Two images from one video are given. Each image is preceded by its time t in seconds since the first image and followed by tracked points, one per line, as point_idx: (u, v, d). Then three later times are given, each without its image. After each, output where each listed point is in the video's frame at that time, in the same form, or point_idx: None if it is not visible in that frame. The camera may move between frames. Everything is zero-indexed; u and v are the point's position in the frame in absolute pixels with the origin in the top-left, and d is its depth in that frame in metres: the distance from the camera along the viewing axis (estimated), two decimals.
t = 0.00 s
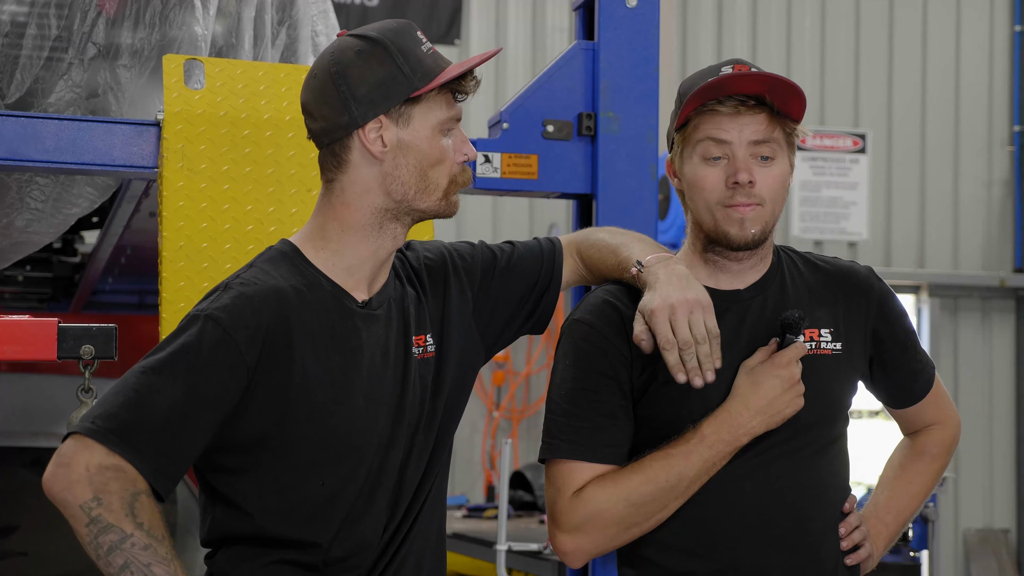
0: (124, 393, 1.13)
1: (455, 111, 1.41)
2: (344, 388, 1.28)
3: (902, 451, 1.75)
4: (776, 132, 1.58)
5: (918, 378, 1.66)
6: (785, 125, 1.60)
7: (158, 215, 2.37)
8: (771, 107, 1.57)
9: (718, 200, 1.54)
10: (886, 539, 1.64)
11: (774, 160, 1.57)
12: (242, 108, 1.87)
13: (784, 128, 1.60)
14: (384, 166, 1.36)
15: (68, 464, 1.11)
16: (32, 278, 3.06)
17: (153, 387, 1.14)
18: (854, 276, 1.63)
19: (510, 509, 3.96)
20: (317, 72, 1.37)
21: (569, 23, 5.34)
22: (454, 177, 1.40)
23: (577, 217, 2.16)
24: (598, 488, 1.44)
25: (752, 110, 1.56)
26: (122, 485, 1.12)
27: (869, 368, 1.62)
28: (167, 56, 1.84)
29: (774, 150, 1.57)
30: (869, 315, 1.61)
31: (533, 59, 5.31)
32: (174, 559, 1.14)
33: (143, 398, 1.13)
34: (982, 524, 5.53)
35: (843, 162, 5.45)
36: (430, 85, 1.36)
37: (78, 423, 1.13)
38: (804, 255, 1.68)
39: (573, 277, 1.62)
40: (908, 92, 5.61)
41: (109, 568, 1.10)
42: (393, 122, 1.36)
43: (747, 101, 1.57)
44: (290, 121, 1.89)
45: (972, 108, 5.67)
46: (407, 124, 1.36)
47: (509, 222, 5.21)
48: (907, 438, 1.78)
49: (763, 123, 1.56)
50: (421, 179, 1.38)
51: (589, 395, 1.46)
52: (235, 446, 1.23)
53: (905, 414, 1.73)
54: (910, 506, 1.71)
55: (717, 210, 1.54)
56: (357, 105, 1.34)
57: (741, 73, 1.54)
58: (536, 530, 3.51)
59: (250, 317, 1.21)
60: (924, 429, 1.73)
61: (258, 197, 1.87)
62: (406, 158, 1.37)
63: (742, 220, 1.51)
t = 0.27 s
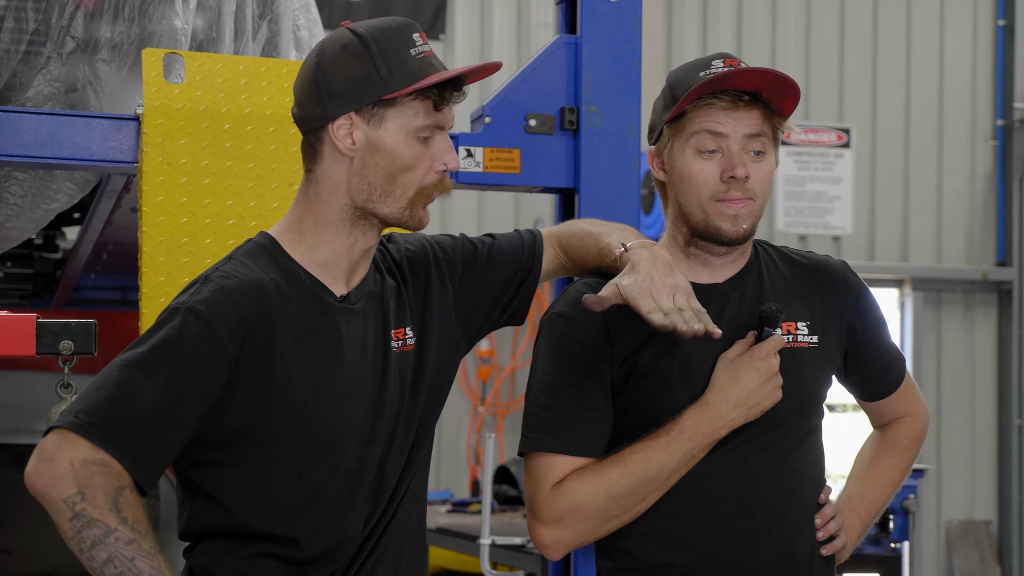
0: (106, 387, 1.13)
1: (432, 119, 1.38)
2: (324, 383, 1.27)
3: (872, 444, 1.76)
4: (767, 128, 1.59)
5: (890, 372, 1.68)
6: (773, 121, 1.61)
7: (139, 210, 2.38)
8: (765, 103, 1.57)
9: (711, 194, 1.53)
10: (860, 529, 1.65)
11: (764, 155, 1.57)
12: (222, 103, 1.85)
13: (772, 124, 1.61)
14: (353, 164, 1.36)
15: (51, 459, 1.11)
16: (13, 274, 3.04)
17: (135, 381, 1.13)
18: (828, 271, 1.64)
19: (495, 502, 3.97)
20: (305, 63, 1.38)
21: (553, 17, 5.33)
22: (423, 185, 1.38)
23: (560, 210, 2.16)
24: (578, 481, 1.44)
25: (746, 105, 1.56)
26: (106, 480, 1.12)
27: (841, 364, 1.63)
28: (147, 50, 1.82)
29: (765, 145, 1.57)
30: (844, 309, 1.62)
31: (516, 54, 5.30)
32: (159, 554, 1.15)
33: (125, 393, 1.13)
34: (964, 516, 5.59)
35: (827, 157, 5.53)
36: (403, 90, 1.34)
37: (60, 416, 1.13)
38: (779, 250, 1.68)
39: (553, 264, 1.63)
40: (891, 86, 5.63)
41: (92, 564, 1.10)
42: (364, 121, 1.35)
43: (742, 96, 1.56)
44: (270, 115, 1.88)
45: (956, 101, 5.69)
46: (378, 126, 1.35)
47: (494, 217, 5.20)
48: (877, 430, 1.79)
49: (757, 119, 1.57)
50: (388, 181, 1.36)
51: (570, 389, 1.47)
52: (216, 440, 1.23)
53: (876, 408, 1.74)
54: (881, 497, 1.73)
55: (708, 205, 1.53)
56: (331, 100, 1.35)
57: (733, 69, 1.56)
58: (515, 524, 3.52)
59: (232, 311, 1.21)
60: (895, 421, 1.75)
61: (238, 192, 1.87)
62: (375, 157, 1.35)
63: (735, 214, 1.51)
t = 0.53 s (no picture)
0: (66, 385, 1.12)
1: (397, 106, 1.40)
2: (285, 384, 1.27)
3: (827, 441, 1.80)
4: (724, 124, 1.60)
5: (844, 369, 1.71)
6: (730, 117, 1.63)
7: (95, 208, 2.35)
8: (722, 100, 1.59)
9: (673, 192, 1.54)
10: (813, 526, 1.69)
11: (722, 151, 1.59)
12: (178, 100, 1.84)
13: (729, 120, 1.63)
14: (329, 162, 1.35)
15: (7, 459, 1.10)
16: None
17: (95, 381, 1.13)
18: (785, 269, 1.67)
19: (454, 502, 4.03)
20: (256, 68, 1.36)
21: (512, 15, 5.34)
22: (398, 171, 1.39)
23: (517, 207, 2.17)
24: (534, 479, 1.46)
25: (705, 103, 1.58)
26: (62, 481, 1.11)
27: (797, 360, 1.66)
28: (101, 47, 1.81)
29: (723, 142, 1.59)
30: (798, 307, 1.65)
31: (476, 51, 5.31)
32: (115, 556, 1.14)
33: (85, 392, 1.12)
34: (922, 513, 5.70)
35: (786, 155, 5.61)
36: (370, 82, 1.35)
37: (19, 415, 1.12)
38: (735, 247, 1.71)
39: (512, 265, 1.63)
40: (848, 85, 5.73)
41: (47, 565, 1.10)
42: (335, 118, 1.35)
43: (699, 94, 1.58)
44: (226, 113, 1.87)
45: (912, 100, 5.78)
46: (349, 122, 1.35)
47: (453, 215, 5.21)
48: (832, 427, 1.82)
49: (715, 116, 1.58)
50: (364, 174, 1.37)
51: (524, 387, 1.48)
52: (177, 440, 1.23)
53: (831, 406, 1.77)
54: (836, 494, 1.76)
55: (670, 203, 1.54)
56: (297, 102, 1.33)
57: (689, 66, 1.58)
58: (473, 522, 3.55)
59: (194, 311, 1.20)
60: (849, 418, 1.78)
61: (195, 190, 1.85)
62: (351, 153, 1.35)
63: (696, 211, 1.53)
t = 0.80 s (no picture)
0: (13, 387, 1.11)
1: (347, 107, 1.39)
2: (234, 386, 1.27)
3: (789, 441, 1.83)
4: (685, 125, 1.62)
5: (806, 370, 1.74)
6: (691, 118, 1.65)
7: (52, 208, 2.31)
8: (684, 101, 1.61)
9: (633, 194, 1.56)
10: (774, 527, 1.71)
11: (684, 152, 1.61)
12: (135, 100, 1.82)
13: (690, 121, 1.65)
14: (275, 165, 1.35)
15: None
16: None
17: (45, 382, 1.12)
18: (745, 270, 1.70)
19: (413, 502, 4.03)
20: (206, 71, 1.36)
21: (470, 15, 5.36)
22: (346, 173, 1.39)
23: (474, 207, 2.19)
24: (493, 479, 1.47)
25: (667, 103, 1.59)
26: (10, 481, 1.10)
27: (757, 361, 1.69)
28: (56, 47, 1.79)
29: (684, 143, 1.61)
30: (758, 308, 1.67)
31: (435, 51, 5.32)
32: (64, 556, 1.12)
33: (34, 393, 1.12)
34: (879, 512, 5.80)
35: (745, 155, 5.69)
36: (318, 84, 1.35)
37: None
38: (696, 248, 1.74)
39: (468, 267, 1.64)
40: (806, 87, 5.81)
41: None
42: (283, 121, 1.35)
43: (662, 95, 1.59)
44: (182, 113, 1.85)
45: (870, 102, 5.87)
46: (297, 124, 1.35)
47: (413, 216, 5.21)
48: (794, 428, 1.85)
49: (677, 117, 1.60)
50: (312, 176, 1.37)
51: (484, 387, 1.49)
52: (125, 441, 1.22)
53: (793, 406, 1.79)
54: (798, 494, 1.79)
55: (632, 203, 1.56)
56: (244, 105, 1.33)
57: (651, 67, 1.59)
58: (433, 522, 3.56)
59: (144, 313, 1.20)
60: (811, 419, 1.81)
61: (151, 190, 1.83)
62: (299, 156, 1.35)
63: (658, 212, 1.54)
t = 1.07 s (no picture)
0: None
1: (330, 111, 1.38)
2: (215, 385, 1.27)
3: (783, 439, 1.83)
4: (677, 121, 1.63)
5: (799, 367, 1.74)
6: (682, 115, 1.66)
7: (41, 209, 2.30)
8: (675, 98, 1.61)
9: (625, 193, 1.56)
10: (768, 526, 1.71)
11: (675, 149, 1.62)
12: (123, 100, 1.82)
13: (681, 118, 1.66)
14: (258, 169, 1.35)
15: None
16: None
17: (15, 386, 1.12)
18: (737, 267, 1.70)
19: (402, 501, 4.02)
20: (187, 74, 1.35)
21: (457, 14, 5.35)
22: (328, 175, 1.38)
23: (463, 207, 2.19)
24: (484, 480, 1.47)
25: (659, 101, 1.60)
26: None
27: (749, 358, 1.69)
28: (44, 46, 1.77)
29: (676, 140, 1.62)
30: (750, 306, 1.68)
31: (422, 50, 5.31)
32: (37, 558, 1.14)
33: (4, 397, 1.12)
34: (870, 510, 5.82)
35: (731, 153, 5.68)
36: (301, 89, 1.34)
37: None
38: (688, 246, 1.74)
39: (456, 266, 1.65)
40: (794, 85, 5.83)
41: None
42: (266, 126, 1.34)
43: (653, 92, 1.60)
44: (171, 113, 1.84)
45: (857, 100, 5.90)
46: (280, 129, 1.34)
47: (401, 216, 5.19)
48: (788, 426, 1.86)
49: (669, 114, 1.60)
50: (295, 179, 1.36)
51: (473, 388, 1.49)
52: (104, 442, 1.22)
53: (787, 404, 1.80)
54: (793, 493, 1.79)
55: (622, 202, 1.56)
56: (227, 111, 1.32)
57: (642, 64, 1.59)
58: (423, 522, 3.56)
59: (119, 314, 1.19)
60: (805, 417, 1.81)
61: (140, 190, 1.82)
62: (281, 160, 1.35)
63: (649, 212, 1.55)
